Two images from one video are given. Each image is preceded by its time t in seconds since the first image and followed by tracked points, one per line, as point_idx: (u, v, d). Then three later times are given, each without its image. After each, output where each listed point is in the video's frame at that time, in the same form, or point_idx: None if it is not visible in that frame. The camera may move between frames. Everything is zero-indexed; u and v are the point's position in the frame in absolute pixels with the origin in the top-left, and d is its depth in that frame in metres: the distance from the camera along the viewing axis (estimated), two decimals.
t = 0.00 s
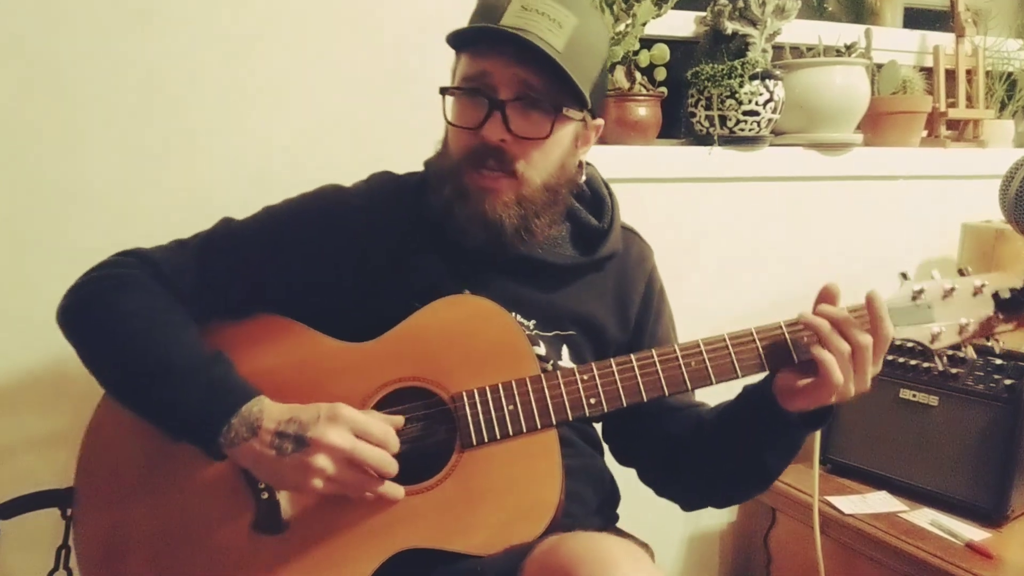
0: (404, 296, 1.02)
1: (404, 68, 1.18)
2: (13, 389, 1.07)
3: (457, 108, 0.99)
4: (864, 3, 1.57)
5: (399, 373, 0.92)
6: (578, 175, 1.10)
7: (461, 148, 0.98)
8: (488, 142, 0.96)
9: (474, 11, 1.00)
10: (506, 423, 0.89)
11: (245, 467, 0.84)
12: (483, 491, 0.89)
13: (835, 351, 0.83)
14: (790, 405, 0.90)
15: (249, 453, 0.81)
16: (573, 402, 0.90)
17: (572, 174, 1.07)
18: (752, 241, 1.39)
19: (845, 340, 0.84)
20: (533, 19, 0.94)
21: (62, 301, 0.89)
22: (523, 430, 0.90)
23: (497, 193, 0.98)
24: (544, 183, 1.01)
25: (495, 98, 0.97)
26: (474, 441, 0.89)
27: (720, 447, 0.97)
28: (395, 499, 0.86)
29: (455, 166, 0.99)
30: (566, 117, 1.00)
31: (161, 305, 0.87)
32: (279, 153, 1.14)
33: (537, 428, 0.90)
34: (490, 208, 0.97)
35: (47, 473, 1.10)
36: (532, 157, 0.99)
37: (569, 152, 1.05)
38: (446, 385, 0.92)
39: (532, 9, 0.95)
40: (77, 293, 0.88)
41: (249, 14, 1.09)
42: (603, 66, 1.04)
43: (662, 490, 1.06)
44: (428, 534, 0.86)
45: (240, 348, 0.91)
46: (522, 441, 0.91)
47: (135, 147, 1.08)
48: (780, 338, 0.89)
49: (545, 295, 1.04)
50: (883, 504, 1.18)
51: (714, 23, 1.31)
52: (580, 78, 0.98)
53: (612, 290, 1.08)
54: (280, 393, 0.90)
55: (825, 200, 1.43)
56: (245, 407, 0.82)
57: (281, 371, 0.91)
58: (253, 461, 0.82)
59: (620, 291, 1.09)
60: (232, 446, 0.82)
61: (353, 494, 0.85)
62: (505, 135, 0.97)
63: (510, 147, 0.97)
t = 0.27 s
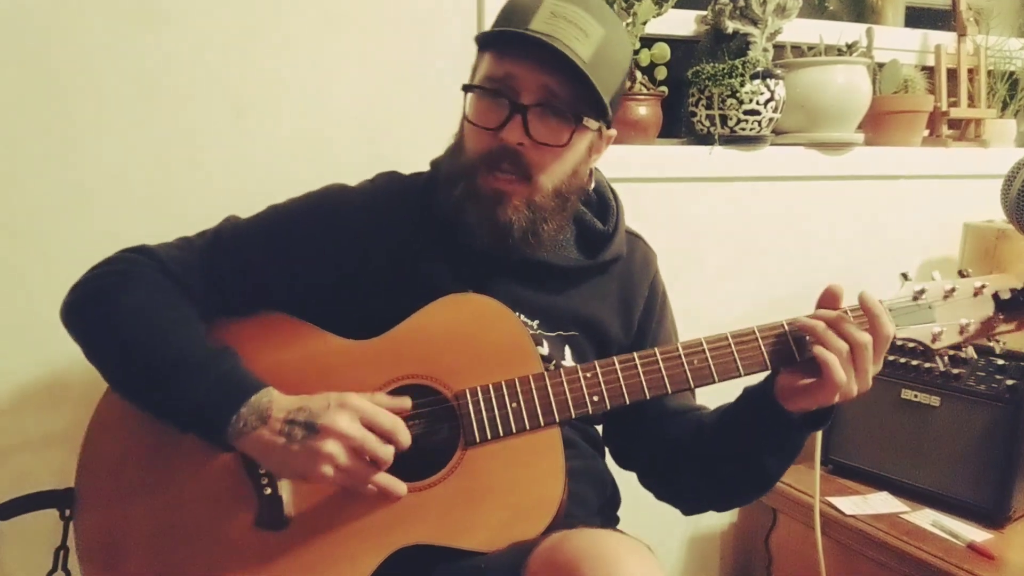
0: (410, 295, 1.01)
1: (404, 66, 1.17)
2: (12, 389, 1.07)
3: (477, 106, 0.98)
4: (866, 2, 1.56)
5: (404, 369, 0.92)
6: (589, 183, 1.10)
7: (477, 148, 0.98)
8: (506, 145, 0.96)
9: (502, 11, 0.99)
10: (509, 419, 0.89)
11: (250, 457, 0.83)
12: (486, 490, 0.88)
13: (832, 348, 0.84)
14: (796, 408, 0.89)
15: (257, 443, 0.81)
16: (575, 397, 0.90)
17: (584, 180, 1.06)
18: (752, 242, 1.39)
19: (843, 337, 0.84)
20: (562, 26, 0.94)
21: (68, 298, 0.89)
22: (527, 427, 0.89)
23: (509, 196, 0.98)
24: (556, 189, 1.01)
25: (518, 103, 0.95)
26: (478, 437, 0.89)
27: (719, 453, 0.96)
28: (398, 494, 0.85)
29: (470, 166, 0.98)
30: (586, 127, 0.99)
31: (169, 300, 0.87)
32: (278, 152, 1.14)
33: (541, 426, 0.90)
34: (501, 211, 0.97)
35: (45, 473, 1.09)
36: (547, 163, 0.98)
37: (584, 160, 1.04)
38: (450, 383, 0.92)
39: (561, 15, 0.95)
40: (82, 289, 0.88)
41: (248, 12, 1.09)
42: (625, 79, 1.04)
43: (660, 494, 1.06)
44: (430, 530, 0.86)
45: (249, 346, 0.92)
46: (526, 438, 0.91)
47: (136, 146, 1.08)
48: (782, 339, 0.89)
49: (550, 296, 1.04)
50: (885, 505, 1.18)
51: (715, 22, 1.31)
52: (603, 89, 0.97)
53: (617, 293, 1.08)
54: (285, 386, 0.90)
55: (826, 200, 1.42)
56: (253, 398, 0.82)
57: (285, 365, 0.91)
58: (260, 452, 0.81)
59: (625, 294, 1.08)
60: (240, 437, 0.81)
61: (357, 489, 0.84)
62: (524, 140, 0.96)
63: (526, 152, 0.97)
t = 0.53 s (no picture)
0: (411, 298, 1.01)
1: (404, 66, 1.17)
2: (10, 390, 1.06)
3: (488, 111, 0.97)
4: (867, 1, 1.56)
5: (406, 371, 0.91)
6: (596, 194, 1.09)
7: (486, 151, 0.97)
8: (514, 151, 0.96)
9: (520, 17, 0.99)
10: (511, 420, 0.89)
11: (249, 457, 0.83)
12: (487, 490, 0.88)
13: (821, 344, 0.86)
14: (796, 413, 0.89)
15: (254, 445, 0.80)
16: (578, 399, 0.89)
17: (591, 189, 1.06)
18: (753, 242, 1.38)
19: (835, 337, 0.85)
20: (577, 36, 0.93)
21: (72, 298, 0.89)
22: (527, 428, 0.89)
23: (515, 201, 0.97)
24: (563, 197, 1.01)
25: (530, 111, 0.95)
26: (479, 437, 0.88)
27: (718, 463, 0.95)
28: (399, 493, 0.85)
29: (478, 169, 0.98)
30: (596, 138, 0.99)
31: (169, 300, 0.86)
32: (277, 152, 1.13)
33: (541, 426, 0.89)
34: (507, 216, 0.97)
35: (43, 474, 1.09)
36: (555, 171, 0.98)
37: (592, 169, 1.04)
38: (452, 384, 0.91)
39: (581, 25, 0.94)
40: (87, 287, 0.88)
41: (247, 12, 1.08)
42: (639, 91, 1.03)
43: (660, 505, 1.05)
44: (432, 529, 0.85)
45: (251, 346, 0.92)
46: (528, 439, 0.91)
47: (135, 145, 1.07)
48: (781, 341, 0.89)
49: (553, 305, 1.03)
50: (886, 505, 1.17)
51: (715, 21, 1.30)
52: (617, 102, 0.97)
53: (620, 302, 1.08)
54: (286, 388, 0.90)
55: (827, 200, 1.42)
56: (251, 399, 0.81)
57: (286, 369, 0.91)
58: (261, 454, 0.81)
59: (628, 303, 1.08)
60: (239, 439, 0.80)
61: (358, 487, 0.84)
62: (533, 146, 0.95)
63: (535, 159, 0.96)
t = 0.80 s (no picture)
0: (414, 299, 1.01)
1: (404, 65, 1.16)
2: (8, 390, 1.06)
3: (499, 108, 0.97)
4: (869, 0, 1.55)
5: (409, 369, 0.91)
6: (602, 195, 1.09)
7: (495, 148, 0.97)
8: (524, 147, 0.95)
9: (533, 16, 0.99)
10: (513, 419, 0.88)
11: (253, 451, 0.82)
12: (488, 491, 0.87)
13: (833, 341, 0.83)
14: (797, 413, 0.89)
15: (258, 438, 0.80)
16: (581, 400, 0.89)
17: (598, 191, 1.05)
18: (754, 242, 1.38)
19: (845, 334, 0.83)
20: (590, 36, 0.94)
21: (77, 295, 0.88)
22: (528, 427, 0.88)
23: (523, 199, 0.97)
24: (570, 196, 1.00)
25: (541, 107, 0.95)
26: (480, 437, 0.88)
27: (720, 467, 0.95)
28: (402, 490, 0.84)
29: (486, 166, 0.98)
30: (606, 138, 0.99)
31: (170, 297, 0.86)
32: (276, 151, 1.13)
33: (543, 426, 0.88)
34: (514, 213, 0.96)
35: (41, 475, 1.08)
36: (564, 169, 0.98)
37: (600, 171, 1.03)
38: (455, 383, 0.91)
39: (593, 26, 0.95)
40: (89, 287, 0.87)
41: (246, 11, 1.08)
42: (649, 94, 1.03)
43: (660, 508, 1.04)
44: (432, 529, 0.85)
45: (253, 344, 0.91)
46: (530, 438, 0.90)
47: (134, 144, 1.07)
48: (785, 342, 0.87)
49: (557, 308, 1.03)
50: (887, 506, 1.17)
51: (716, 20, 1.30)
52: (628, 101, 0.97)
53: (625, 305, 1.07)
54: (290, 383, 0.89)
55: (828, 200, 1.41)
56: (257, 392, 0.81)
57: (287, 366, 0.90)
58: (264, 447, 0.80)
59: (633, 306, 1.07)
60: (243, 432, 0.80)
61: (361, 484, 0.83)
62: (543, 143, 0.95)
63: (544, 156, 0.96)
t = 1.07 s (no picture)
0: (411, 300, 1.00)
1: (404, 64, 1.16)
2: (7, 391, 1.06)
3: (507, 94, 0.96)
4: None
5: (407, 369, 0.91)
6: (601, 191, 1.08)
7: (502, 134, 0.97)
8: (531, 134, 0.95)
9: (539, 9, 0.99)
10: (513, 417, 0.87)
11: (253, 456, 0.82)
12: (488, 490, 0.87)
13: (840, 339, 0.82)
14: (796, 406, 0.88)
15: (260, 443, 0.79)
16: (581, 396, 0.88)
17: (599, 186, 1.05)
18: (755, 242, 1.37)
19: (851, 331, 0.82)
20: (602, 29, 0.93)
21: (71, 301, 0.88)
22: (529, 425, 0.87)
23: (527, 185, 0.96)
24: (575, 187, 1.00)
25: (550, 95, 0.94)
26: (482, 435, 0.87)
27: (718, 460, 0.95)
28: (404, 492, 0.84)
29: (491, 153, 0.98)
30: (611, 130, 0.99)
31: (168, 300, 0.85)
32: (276, 151, 1.12)
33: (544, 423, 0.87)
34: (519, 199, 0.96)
35: (41, 476, 1.08)
36: (570, 159, 0.97)
37: (601, 166, 1.03)
38: (454, 382, 0.91)
39: (603, 20, 0.94)
40: (83, 293, 0.87)
41: (245, 10, 1.08)
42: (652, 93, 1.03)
43: (660, 504, 1.04)
44: (433, 529, 0.84)
45: (251, 346, 0.90)
46: (531, 436, 0.90)
47: (133, 144, 1.06)
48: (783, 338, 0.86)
49: (553, 305, 1.02)
50: (888, 507, 1.16)
51: (717, 19, 1.29)
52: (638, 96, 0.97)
53: (621, 302, 1.07)
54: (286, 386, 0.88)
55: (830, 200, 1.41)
56: (256, 396, 0.81)
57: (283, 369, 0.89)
58: (265, 452, 0.80)
59: (628, 304, 1.07)
60: (243, 436, 0.80)
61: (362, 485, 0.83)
62: (551, 131, 0.95)
63: (550, 144, 0.95)
